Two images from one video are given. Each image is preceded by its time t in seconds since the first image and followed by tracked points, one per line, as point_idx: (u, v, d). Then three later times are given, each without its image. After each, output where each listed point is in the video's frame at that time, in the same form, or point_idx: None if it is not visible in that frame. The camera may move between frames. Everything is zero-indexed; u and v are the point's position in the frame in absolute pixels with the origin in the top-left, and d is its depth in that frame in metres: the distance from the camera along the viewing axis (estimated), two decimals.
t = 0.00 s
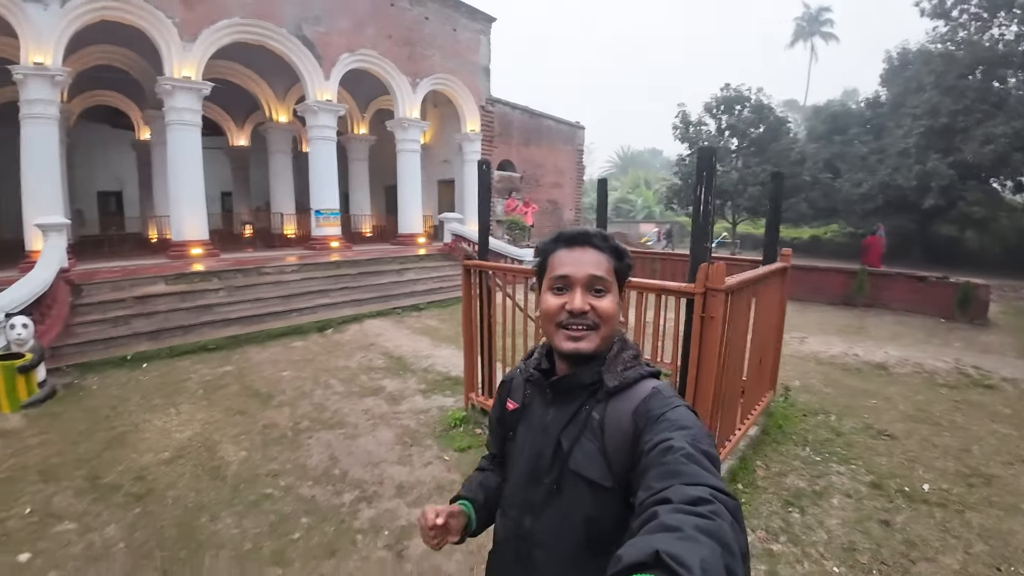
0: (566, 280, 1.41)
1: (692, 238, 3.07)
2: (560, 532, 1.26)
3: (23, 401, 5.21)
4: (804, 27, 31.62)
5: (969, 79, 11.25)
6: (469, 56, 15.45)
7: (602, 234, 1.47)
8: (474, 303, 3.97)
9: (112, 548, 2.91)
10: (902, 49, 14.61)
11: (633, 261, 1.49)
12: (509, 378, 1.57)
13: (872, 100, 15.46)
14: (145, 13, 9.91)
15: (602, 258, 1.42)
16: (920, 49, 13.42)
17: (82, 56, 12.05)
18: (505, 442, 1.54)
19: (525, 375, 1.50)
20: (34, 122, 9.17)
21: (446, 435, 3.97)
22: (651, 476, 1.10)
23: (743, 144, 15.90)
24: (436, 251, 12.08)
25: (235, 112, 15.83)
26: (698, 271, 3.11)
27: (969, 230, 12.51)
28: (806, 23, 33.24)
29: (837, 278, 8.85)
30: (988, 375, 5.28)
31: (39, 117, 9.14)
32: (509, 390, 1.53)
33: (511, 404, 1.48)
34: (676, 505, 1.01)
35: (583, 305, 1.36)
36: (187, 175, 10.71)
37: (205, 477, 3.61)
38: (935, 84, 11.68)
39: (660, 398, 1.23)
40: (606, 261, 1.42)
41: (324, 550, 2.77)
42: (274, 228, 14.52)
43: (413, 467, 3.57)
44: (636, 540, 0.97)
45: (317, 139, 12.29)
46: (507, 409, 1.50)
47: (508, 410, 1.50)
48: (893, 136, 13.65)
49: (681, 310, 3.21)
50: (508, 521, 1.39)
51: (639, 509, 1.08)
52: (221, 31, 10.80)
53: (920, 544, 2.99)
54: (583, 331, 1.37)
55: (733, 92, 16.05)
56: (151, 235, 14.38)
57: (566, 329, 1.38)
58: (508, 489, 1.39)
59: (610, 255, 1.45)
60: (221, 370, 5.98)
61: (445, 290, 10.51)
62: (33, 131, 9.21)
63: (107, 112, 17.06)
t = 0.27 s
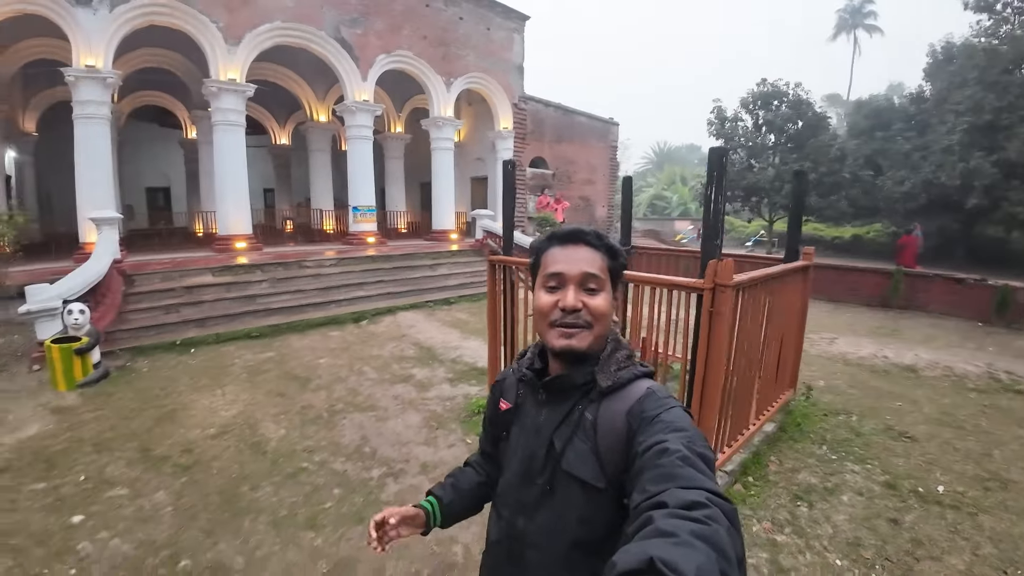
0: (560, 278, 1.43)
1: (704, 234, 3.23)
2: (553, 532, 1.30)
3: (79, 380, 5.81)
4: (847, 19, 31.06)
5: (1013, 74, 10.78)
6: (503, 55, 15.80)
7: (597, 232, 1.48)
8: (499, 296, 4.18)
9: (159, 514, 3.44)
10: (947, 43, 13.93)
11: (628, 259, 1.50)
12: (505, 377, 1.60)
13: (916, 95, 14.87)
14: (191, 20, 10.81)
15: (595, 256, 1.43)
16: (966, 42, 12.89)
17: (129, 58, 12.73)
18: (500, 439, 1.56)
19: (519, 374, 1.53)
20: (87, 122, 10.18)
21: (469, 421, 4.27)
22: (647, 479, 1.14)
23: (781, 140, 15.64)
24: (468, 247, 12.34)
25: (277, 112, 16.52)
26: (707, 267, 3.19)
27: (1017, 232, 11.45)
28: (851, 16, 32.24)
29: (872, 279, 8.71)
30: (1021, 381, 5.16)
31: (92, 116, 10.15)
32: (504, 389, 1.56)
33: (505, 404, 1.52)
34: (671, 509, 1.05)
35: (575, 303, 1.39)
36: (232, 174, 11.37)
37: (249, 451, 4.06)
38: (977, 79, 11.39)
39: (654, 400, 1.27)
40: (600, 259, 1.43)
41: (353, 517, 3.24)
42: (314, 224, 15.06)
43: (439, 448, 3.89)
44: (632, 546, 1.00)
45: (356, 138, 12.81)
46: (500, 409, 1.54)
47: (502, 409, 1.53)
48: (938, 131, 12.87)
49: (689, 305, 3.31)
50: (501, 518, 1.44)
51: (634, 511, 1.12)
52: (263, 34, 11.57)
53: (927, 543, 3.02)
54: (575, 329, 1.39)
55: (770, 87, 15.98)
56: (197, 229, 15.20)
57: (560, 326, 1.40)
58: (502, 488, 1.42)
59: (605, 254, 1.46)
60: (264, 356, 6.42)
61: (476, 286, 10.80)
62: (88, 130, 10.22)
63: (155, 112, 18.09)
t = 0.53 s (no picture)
0: (528, 282, 1.42)
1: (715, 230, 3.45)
2: (555, 523, 1.29)
3: (118, 365, 6.19)
4: (879, 13, 30.61)
5: None
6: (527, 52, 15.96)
7: (568, 227, 1.40)
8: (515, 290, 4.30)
9: (195, 487, 3.76)
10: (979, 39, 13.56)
11: (612, 250, 1.41)
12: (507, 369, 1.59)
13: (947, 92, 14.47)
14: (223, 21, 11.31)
15: (565, 255, 1.38)
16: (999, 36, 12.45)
17: (164, 58, 13.27)
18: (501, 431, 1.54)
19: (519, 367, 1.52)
20: (124, 119, 10.71)
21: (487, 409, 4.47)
22: (649, 471, 1.12)
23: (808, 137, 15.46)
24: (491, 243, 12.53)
25: (306, 110, 16.98)
26: (718, 262, 3.28)
27: None
28: (884, 10, 31.51)
29: (898, 278, 8.61)
30: None
31: (128, 114, 10.69)
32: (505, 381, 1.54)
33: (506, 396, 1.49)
34: (675, 502, 1.04)
35: (540, 309, 1.37)
36: (263, 172, 11.76)
37: (279, 432, 4.36)
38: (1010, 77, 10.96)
39: (657, 393, 1.27)
40: (570, 257, 1.37)
41: (376, 495, 3.43)
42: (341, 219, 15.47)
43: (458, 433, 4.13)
44: (636, 541, 0.99)
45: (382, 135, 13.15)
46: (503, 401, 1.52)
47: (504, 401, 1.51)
48: (971, 129, 12.29)
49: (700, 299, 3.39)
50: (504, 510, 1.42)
51: (637, 505, 1.11)
52: (292, 35, 11.97)
53: (934, 539, 3.06)
54: (544, 333, 1.38)
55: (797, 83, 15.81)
56: (228, 223, 15.77)
57: (529, 330, 1.40)
58: (503, 480, 1.41)
59: (579, 250, 1.39)
60: (293, 344, 6.73)
61: (498, 281, 10.99)
62: (125, 128, 10.75)
63: (189, 110, 18.82)
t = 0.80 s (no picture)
0: (547, 272, 1.43)
1: (725, 229, 3.58)
2: (560, 519, 1.33)
3: (142, 355, 6.41)
4: (897, 11, 30.54)
5: None
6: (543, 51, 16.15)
7: (588, 216, 1.44)
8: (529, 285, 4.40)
9: (219, 470, 3.94)
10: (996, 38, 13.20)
11: (624, 243, 1.47)
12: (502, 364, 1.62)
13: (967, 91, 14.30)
14: (244, 22, 11.62)
15: (585, 245, 1.42)
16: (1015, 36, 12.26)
17: (187, 57, 13.55)
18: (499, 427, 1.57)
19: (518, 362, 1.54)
20: (147, 118, 10.99)
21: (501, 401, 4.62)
22: (651, 466, 1.18)
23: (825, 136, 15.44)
24: (505, 241, 12.64)
25: (324, 109, 17.27)
26: (728, 257, 3.35)
27: None
28: (904, 8, 31.17)
29: (915, 279, 8.54)
30: None
31: (151, 113, 10.97)
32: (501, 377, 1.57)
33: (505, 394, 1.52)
34: (678, 497, 1.10)
35: (563, 300, 1.39)
36: (284, 170, 11.99)
37: (301, 420, 4.56)
38: None
39: (657, 385, 1.32)
40: (591, 248, 1.41)
41: (393, 479, 3.68)
42: (358, 217, 15.70)
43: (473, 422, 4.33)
44: (640, 535, 1.04)
45: (399, 135, 13.45)
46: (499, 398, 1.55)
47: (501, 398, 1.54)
48: (989, 129, 12.25)
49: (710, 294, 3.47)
50: (506, 508, 1.46)
51: (641, 498, 1.17)
52: (312, 35, 12.26)
53: (939, 533, 3.10)
54: (564, 325, 1.40)
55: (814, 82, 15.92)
56: (248, 221, 16.10)
57: (548, 323, 1.41)
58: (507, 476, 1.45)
59: (597, 241, 1.43)
60: (312, 337, 6.92)
61: (513, 278, 11.12)
62: (147, 126, 11.03)
63: (211, 109, 19.27)
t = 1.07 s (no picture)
0: (553, 268, 1.46)
1: (737, 228, 3.69)
2: (567, 523, 1.35)
3: (164, 350, 6.59)
4: (909, 12, 30.48)
5: None
6: (553, 54, 16.33)
7: (592, 214, 1.48)
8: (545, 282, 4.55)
9: (245, 459, 4.08)
10: (1008, 40, 13.19)
11: (627, 241, 1.51)
12: (501, 365, 1.64)
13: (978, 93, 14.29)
14: (261, 25, 11.87)
15: (591, 241, 1.45)
16: None
17: (203, 59, 13.83)
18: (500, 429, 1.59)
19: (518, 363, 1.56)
20: (165, 119, 11.26)
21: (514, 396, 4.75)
22: (655, 467, 1.19)
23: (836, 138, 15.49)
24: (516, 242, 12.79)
25: (337, 111, 17.54)
26: (739, 255, 3.46)
27: None
28: (915, 9, 31.20)
29: (925, 280, 8.59)
30: None
31: (169, 114, 11.24)
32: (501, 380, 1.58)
33: (503, 395, 1.53)
34: (682, 497, 1.11)
35: (570, 295, 1.42)
36: (299, 172, 12.25)
37: (321, 412, 4.73)
38: None
39: (659, 384, 1.34)
40: (596, 244, 1.44)
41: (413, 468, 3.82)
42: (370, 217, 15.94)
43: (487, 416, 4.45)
44: (644, 535, 1.04)
45: (411, 136, 13.69)
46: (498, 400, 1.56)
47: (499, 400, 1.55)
48: (1000, 131, 12.25)
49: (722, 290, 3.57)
50: (509, 511, 1.48)
51: (645, 499, 1.18)
52: (327, 38, 12.51)
53: (945, 524, 3.19)
54: (571, 321, 1.42)
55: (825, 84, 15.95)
56: (262, 221, 16.36)
57: (554, 319, 1.43)
58: (511, 480, 1.47)
59: (601, 238, 1.47)
60: (330, 334, 7.11)
61: (524, 278, 11.26)
62: (166, 127, 11.31)
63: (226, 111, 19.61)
